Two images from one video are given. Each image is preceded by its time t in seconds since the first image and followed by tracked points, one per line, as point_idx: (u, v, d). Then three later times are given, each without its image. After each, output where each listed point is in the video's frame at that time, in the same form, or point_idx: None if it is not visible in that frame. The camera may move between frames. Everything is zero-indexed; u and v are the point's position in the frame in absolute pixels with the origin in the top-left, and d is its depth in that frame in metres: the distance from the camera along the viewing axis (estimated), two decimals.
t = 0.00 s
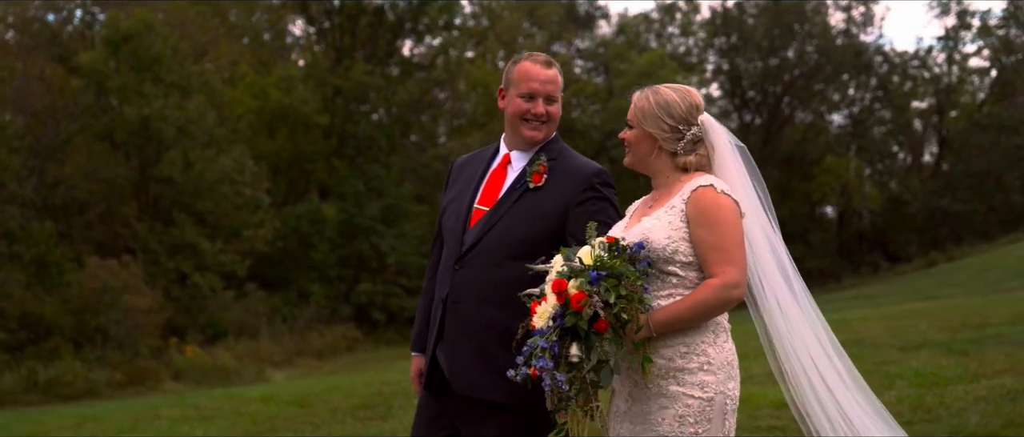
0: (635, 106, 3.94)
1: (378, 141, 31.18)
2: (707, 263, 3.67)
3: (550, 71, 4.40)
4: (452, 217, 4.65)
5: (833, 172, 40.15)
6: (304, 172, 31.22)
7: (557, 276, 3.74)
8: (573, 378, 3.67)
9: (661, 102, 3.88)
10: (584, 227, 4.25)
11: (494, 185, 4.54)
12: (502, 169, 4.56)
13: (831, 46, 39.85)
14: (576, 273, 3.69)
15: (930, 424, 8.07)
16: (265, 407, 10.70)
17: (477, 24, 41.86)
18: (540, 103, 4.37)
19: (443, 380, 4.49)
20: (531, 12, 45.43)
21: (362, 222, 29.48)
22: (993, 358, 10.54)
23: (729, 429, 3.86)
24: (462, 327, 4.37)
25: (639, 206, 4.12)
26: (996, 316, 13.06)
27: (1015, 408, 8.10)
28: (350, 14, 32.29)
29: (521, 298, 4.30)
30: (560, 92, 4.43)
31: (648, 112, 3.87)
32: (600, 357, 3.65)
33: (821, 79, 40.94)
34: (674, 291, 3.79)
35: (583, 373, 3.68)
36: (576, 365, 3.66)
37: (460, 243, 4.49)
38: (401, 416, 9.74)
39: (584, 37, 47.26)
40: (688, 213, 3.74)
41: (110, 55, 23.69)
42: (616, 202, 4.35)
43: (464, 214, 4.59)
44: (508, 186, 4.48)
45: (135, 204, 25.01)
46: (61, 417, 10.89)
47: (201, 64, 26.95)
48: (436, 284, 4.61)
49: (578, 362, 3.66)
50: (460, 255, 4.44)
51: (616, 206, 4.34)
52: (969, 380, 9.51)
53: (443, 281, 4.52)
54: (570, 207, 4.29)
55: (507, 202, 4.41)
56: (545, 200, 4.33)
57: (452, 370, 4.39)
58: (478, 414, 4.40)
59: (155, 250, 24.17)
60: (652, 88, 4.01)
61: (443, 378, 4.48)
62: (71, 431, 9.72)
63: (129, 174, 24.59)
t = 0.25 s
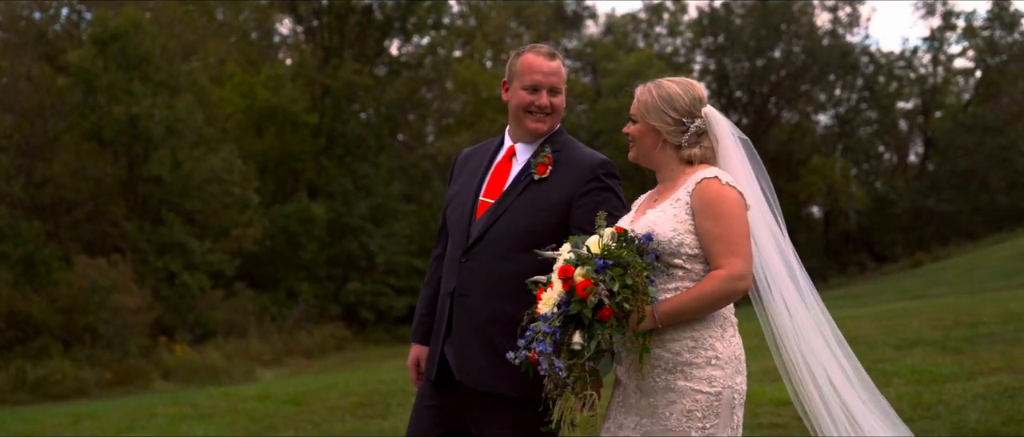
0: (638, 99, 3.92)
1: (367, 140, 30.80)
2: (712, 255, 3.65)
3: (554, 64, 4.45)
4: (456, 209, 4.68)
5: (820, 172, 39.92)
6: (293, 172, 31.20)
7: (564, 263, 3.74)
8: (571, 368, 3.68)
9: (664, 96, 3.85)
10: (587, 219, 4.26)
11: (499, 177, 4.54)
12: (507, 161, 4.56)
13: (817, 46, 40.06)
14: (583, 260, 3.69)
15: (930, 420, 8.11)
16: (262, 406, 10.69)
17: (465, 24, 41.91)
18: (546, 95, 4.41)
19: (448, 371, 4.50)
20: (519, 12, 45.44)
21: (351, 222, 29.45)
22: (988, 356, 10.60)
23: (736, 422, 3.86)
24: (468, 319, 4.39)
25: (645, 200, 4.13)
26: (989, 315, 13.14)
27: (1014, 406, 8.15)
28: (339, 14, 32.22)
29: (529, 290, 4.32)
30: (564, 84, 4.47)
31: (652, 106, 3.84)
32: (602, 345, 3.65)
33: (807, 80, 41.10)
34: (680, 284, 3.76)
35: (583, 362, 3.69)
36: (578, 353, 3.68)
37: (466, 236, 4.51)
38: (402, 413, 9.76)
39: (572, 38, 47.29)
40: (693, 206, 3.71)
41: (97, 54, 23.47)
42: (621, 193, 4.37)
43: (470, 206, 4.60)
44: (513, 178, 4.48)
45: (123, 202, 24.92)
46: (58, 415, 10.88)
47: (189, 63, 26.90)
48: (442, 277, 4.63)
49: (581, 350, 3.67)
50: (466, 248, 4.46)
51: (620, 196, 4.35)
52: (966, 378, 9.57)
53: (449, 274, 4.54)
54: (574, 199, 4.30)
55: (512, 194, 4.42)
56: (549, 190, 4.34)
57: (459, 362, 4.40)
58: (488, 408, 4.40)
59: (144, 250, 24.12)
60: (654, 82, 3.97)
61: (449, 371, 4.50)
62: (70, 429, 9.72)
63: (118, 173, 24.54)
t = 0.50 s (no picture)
0: (637, 96, 3.92)
1: (352, 140, 30.64)
2: (717, 250, 3.69)
3: (554, 59, 4.50)
4: (459, 206, 4.74)
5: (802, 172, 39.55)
6: (278, 171, 31.14)
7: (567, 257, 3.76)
8: (575, 358, 3.68)
9: (664, 91, 3.83)
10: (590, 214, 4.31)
11: (501, 173, 4.60)
12: (508, 157, 4.62)
13: (801, 47, 40.21)
14: (587, 253, 3.71)
15: (927, 417, 8.16)
16: (258, 404, 10.70)
17: (449, 23, 41.87)
18: (547, 90, 4.49)
19: (454, 366, 4.56)
20: (503, 12, 45.41)
21: (336, 221, 29.40)
22: (979, 354, 10.67)
23: (741, 416, 3.90)
24: (473, 316, 4.45)
25: (646, 196, 4.15)
26: (977, 314, 13.22)
27: (1009, 403, 8.22)
28: (323, 13, 32.15)
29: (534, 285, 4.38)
30: (564, 79, 4.54)
31: (652, 101, 3.83)
32: (606, 337, 3.68)
33: (790, 81, 41.05)
34: (684, 279, 3.79)
35: (587, 353, 3.69)
36: (581, 345, 3.69)
37: (470, 233, 4.57)
38: (399, 412, 9.74)
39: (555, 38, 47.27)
40: (696, 202, 3.76)
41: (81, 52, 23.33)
42: (622, 188, 4.43)
43: (473, 203, 4.66)
44: (515, 173, 4.54)
45: (107, 202, 24.81)
46: (50, 414, 10.82)
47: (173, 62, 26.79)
48: (446, 274, 4.68)
49: (584, 342, 3.69)
50: (470, 244, 4.51)
51: (622, 191, 4.41)
52: (959, 376, 9.62)
53: (454, 271, 4.60)
54: (577, 193, 4.36)
55: (515, 190, 4.48)
56: (552, 185, 4.40)
57: (466, 360, 4.47)
58: (492, 405, 4.47)
59: (129, 249, 24.05)
60: (653, 77, 3.96)
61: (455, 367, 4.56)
62: (64, 429, 9.66)
63: (104, 172, 24.43)
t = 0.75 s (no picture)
0: (636, 96, 3.93)
1: (334, 140, 30.70)
2: (718, 251, 3.71)
3: (554, 59, 4.64)
4: (458, 205, 4.84)
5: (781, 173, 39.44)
6: (258, 170, 30.92)
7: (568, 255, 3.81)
8: (580, 357, 3.72)
9: (663, 90, 3.88)
10: (591, 212, 4.44)
11: (500, 173, 4.71)
12: (507, 157, 4.72)
13: (780, 48, 41.15)
14: (588, 252, 3.76)
15: (920, 415, 8.21)
16: (247, 403, 10.65)
17: (430, 23, 41.88)
18: (547, 90, 4.60)
19: (456, 366, 4.67)
20: (484, 12, 45.41)
21: (317, 221, 29.39)
22: (966, 353, 10.76)
23: (744, 415, 3.93)
24: (477, 316, 4.56)
25: (645, 195, 4.17)
26: (960, 313, 13.35)
27: (999, 402, 8.30)
28: (305, 12, 32.07)
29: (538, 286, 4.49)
30: (563, 79, 4.66)
31: (651, 100, 3.87)
32: (611, 335, 3.70)
33: (769, 81, 41.86)
34: (684, 280, 3.82)
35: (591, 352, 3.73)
36: (583, 345, 3.71)
37: (472, 233, 4.67)
38: (392, 411, 9.74)
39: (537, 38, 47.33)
40: (698, 203, 3.79)
41: (61, 51, 23.19)
42: (621, 186, 4.56)
43: (473, 203, 4.76)
44: (514, 173, 4.65)
45: (87, 201, 24.65)
46: (37, 415, 10.75)
47: (153, 61, 26.70)
48: (447, 274, 4.78)
49: (586, 342, 3.71)
50: (472, 244, 4.62)
51: (621, 190, 4.54)
52: (946, 374, 9.69)
53: (455, 271, 4.70)
54: (577, 192, 4.49)
55: (515, 190, 4.59)
56: (553, 185, 4.53)
57: (470, 359, 4.58)
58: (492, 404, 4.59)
59: (109, 249, 24.01)
60: (654, 78, 3.99)
61: (457, 367, 4.66)
62: (54, 428, 9.60)
63: (83, 171, 24.18)
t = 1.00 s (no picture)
0: (634, 101, 3.96)
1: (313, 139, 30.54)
2: (716, 260, 3.76)
3: (550, 61, 4.76)
4: (455, 208, 4.93)
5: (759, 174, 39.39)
6: (236, 170, 30.75)
7: (569, 260, 3.86)
8: (581, 363, 3.75)
9: (662, 94, 3.92)
10: (590, 214, 4.59)
11: (497, 176, 4.83)
12: (504, 160, 4.84)
13: (756, 49, 41.78)
14: (588, 257, 3.82)
15: (911, 415, 8.27)
16: (235, 403, 10.61)
17: (408, 22, 41.90)
18: (545, 92, 4.71)
19: (456, 367, 4.77)
20: (463, 13, 45.43)
21: (296, 221, 29.32)
22: (951, 352, 10.85)
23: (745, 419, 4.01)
24: (479, 319, 4.68)
25: (641, 200, 4.19)
26: (941, 313, 13.47)
27: (988, 400, 8.37)
28: (284, 12, 31.95)
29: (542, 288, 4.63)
30: (559, 82, 4.79)
31: (651, 103, 3.91)
32: (610, 340, 3.75)
33: (746, 82, 42.49)
34: (684, 287, 3.88)
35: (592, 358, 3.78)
36: (584, 349, 3.76)
37: (471, 237, 4.77)
38: (383, 411, 9.74)
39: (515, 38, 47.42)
40: (698, 212, 3.84)
41: (37, 49, 23.06)
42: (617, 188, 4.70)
43: (471, 206, 4.86)
44: (512, 176, 4.78)
45: (63, 201, 24.43)
46: (22, 415, 10.68)
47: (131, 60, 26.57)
48: (446, 278, 4.88)
49: (586, 347, 3.76)
50: (472, 247, 4.73)
51: (617, 192, 4.68)
52: (933, 374, 9.77)
53: (455, 275, 4.79)
54: (576, 194, 4.62)
55: (514, 192, 4.72)
56: (552, 186, 4.66)
57: (473, 363, 4.69)
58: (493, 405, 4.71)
59: (86, 250, 24.07)
60: (652, 84, 4.03)
61: (459, 370, 4.76)
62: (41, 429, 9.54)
63: (59, 170, 23.95)
